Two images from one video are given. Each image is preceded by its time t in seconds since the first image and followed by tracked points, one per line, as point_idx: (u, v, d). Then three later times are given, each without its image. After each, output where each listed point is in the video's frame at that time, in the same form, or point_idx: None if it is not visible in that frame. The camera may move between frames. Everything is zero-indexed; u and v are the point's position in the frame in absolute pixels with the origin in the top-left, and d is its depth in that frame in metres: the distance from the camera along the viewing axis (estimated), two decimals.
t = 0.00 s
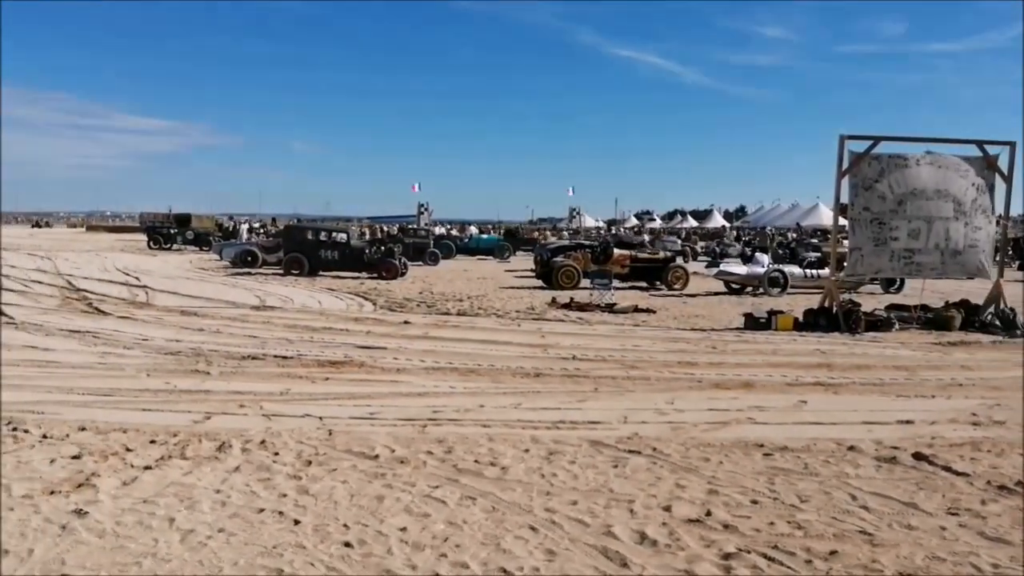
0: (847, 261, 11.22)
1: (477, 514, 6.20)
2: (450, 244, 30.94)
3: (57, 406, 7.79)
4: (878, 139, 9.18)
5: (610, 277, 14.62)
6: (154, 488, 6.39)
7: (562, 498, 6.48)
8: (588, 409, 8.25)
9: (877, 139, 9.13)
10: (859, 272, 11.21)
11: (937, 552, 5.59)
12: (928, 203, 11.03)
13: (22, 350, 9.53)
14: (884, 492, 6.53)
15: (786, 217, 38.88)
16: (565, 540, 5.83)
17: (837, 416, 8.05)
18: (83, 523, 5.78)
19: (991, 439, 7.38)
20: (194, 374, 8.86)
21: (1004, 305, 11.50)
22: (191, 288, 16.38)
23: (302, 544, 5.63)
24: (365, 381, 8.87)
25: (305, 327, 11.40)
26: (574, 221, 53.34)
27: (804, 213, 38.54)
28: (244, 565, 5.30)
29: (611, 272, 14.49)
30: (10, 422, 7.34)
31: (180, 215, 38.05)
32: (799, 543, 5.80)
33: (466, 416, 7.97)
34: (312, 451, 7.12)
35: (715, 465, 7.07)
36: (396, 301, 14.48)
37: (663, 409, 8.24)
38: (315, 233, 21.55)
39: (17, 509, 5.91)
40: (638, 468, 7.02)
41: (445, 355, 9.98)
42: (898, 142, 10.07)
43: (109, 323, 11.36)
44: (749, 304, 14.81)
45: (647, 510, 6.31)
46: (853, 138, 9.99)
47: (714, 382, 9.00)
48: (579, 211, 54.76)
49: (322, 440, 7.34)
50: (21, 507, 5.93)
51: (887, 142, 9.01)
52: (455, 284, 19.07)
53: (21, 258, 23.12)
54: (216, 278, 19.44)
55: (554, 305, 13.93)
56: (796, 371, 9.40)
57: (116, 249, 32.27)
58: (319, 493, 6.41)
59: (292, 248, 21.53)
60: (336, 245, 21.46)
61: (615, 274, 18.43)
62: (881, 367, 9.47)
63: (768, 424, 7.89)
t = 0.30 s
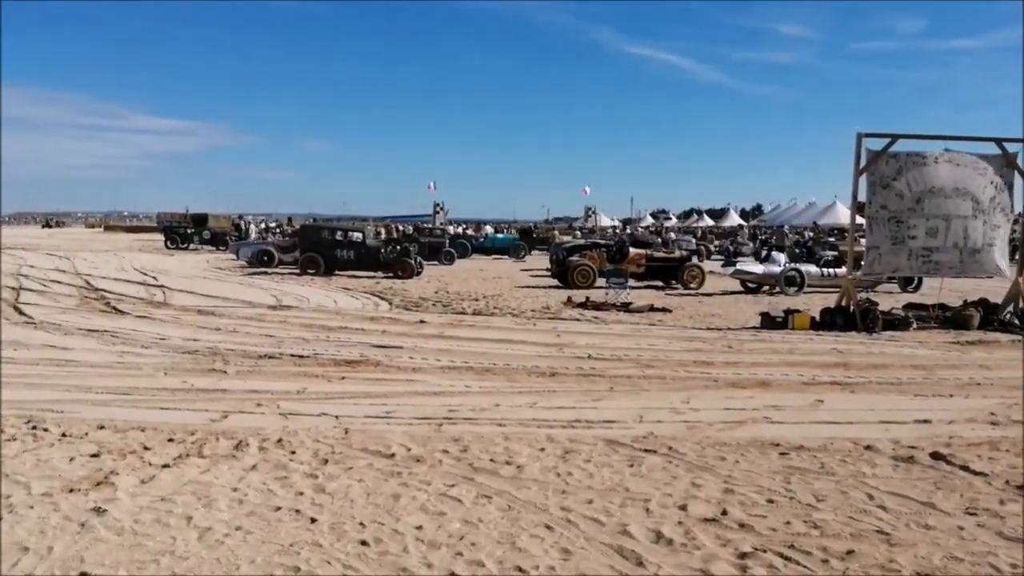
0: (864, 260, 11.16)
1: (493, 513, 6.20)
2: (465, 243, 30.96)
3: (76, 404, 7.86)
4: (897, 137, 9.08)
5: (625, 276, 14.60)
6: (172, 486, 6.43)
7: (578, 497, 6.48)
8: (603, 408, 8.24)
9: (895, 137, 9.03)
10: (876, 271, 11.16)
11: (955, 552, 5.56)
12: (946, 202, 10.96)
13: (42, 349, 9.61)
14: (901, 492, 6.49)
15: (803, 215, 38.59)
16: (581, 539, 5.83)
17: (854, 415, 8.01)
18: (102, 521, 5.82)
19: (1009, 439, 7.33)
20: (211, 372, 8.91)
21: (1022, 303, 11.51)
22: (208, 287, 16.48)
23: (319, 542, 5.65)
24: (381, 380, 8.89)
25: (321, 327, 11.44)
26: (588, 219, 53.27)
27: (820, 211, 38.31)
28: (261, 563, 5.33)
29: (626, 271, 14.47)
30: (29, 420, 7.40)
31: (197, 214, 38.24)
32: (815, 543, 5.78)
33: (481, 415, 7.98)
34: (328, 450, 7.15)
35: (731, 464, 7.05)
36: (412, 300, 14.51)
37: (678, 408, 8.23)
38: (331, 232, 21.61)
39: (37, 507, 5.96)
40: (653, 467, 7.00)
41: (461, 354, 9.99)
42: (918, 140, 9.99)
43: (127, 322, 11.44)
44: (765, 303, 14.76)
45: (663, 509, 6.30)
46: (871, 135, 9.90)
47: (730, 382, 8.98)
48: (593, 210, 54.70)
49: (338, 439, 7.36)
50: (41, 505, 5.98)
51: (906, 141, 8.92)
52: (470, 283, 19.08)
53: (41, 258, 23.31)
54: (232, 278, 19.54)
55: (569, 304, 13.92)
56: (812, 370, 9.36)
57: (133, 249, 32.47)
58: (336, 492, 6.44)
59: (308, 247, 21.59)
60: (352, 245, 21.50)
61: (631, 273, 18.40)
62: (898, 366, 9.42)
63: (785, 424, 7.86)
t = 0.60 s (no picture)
0: (880, 258, 11.17)
1: (507, 513, 6.20)
2: (478, 242, 30.98)
3: (92, 403, 7.90)
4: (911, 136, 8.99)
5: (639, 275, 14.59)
6: (187, 485, 6.45)
7: (592, 497, 6.47)
8: (617, 407, 8.23)
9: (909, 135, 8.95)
10: (892, 269, 11.16)
11: (972, 552, 5.51)
12: (962, 200, 10.90)
13: (59, 348, 9.67)
14: (917, 492, 6.45)
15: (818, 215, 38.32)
16: (595, 538, 5.82)
17: (870, 415, 7.98)
18: (118, 520, 5.85)
19: None
20: (226, 371, 8.95)
21: None
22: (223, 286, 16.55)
23: (334, 541, 5.66)
24: (395, 379, 8.91)
25: (336, 326, 11.47)
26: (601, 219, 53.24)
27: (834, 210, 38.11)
28: (276, 562, 5.34)
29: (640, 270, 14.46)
30: (47, 419, 7.45)
31: (211, 214, 38.37)
32: (831, 543, 5.75)
33: (495, 414, 7.99)
34: (343, 448, 7.17)
35: (746, 464, 7.03)
36: (426, 299, 14.53)
37: (693, 407, 8.21)
38: (345, 231, 21.67)
39: (54, 505, 5.99)
40: (667, 467, 6.99)
41: (475, 353, 9.99)
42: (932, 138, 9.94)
43: (143, 321, 11.50)
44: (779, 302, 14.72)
45: (678, 508, 6.29)
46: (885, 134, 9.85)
47: (744, 381, 8.95)
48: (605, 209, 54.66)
49: (352, 437, 7.38)
50: (58, 503, 6.01)
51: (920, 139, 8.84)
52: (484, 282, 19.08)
53: (58, 258, 23.45)
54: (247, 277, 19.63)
55: (583, 303, 13.92)
56: (827, 370, 9.32)
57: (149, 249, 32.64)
58: (351, 491, 6.45)
59: (322, 247, 21.66)
60: (366, 244, 21.54)
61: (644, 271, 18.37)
62: (913, 366, 9.37)
63: (800, 424, 7.83)
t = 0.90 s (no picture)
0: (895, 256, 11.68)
1: (519, 512, 6.21)
2: (490, 241, 31.00)
3: (107, 402, 7.96)
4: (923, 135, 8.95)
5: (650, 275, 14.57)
6: (201, 484, 6.49)
7: (604, 496, 6.47)
8: (629, 407, 8.23)
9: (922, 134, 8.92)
10: (908, 266, 11.61)
11: (986, 553, 5.48)
12: (975, 198, 10.55)
13: (74, 348, 9.74)
14: (931, 492, 6.41)
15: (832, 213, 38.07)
16: (607, 538, 5.82)
17: (883, 414, 7.95)
18: (132, 518, 5.88)
19: None
20: (239, 370, 9.00)
21: None
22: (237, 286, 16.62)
23: (347, 540, 5.68)
24: (408, 378, 8.94)
25: (349, 325, 11.51)
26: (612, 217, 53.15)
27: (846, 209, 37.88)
28: (289, 560, 5.37)
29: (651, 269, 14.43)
30: (62, 418, 7.50)
31: (225, 214, 38.53)
32: (844, 543, 5.73)
33: (507, 414, 8.00)
34: (355, 448, 7.19)
35: (758, 464, 7.01)
36: (437, 299, 14.55)
37: (705, 407, 8.20)
38: (357, 230, 21.75)
39: (69, 503, 6.03)
40: (679, 467, 6.98)
41: (487, 352, 10.01)
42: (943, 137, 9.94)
43: (157, 321, 11.56)
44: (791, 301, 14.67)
45: (690, 508, 6.28)
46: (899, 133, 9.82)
47: (756, 381, 8.93)
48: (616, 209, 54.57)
49: (365, 437, 7.41)
50: (73, 502, 6.05)
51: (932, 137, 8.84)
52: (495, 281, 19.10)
53: (73, 258, 23.58)
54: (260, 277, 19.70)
55: (595, 303, 13.90)
56: (840, 369, 9.29)
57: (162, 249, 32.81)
58: (363, 490, 6.47)
59: (335, 246, 21.73)
60: (378, 244, 21.59)
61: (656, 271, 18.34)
62: (927, 365, 9.32)
63: (813, 424, 7.80)
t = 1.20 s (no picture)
0: (904, 255, 11.50)
1: (528, 511, 6.22)
2: (500, 241, 31.02)
3: (119, 401, 8.00)
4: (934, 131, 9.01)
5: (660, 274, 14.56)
6: (212, 482, 6.52)
7: (613, 495, 6.47)
8: (639, 406, 8.22)
9: (933, 131, 8.97)
10: (917, 266, 11.45)
11: (998, 552, 5.45)
12: (987, 197, 10.54)
13: (86, 347, 9.80)
14: (942, 492, 6.37)
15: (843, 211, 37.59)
16: (617, 537, 5.83)
17: (893, 413, 7.92)
18: (144, 516, 5.92)
19: None
20: (250, 369, 9.04)
21: None
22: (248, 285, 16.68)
23: (357, 538, 5.70)
24: (417, 377, 8.96)
25: (359, 324, 11.55)
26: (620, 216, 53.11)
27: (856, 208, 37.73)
28: (300, 558, 5.39)
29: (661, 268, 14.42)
30: (74, 417, 7.55)
31: (235, 214, 38.67)
32: (854, 543, 5.71)
33: (517, 413, 8.01)
34: (365, 446, 7.22)
35: (768, 463, 7.00)
36: (447, 298, 14.58)
37: (714, 406, 8.19)
38: (367, 229, 21.82)
39: (82, 501, 6.07)
40: (689, 466, 6.97)
41: (496, 351, 10.03)
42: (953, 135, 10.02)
43: (169, 320, 11.61)
44: (800, 300, 14.63)
45: (700, 508, 6.27)
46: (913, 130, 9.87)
47: (766, 380, 8.92)
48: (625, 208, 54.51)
49: (375, 435, 7.43)
50: (86, 500, 6.09)
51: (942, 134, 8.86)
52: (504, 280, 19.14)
53: (85, 258, 23.68)
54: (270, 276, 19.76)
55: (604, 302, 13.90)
56: (850, 368, 9.27)
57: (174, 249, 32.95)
58: (373, 488, 6.49)
59: (345, 245, 21.78)
60: (388, 243, 21.64)
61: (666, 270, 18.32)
62: (938, 364, 9.28)
63: (823, 423, 7.78)
